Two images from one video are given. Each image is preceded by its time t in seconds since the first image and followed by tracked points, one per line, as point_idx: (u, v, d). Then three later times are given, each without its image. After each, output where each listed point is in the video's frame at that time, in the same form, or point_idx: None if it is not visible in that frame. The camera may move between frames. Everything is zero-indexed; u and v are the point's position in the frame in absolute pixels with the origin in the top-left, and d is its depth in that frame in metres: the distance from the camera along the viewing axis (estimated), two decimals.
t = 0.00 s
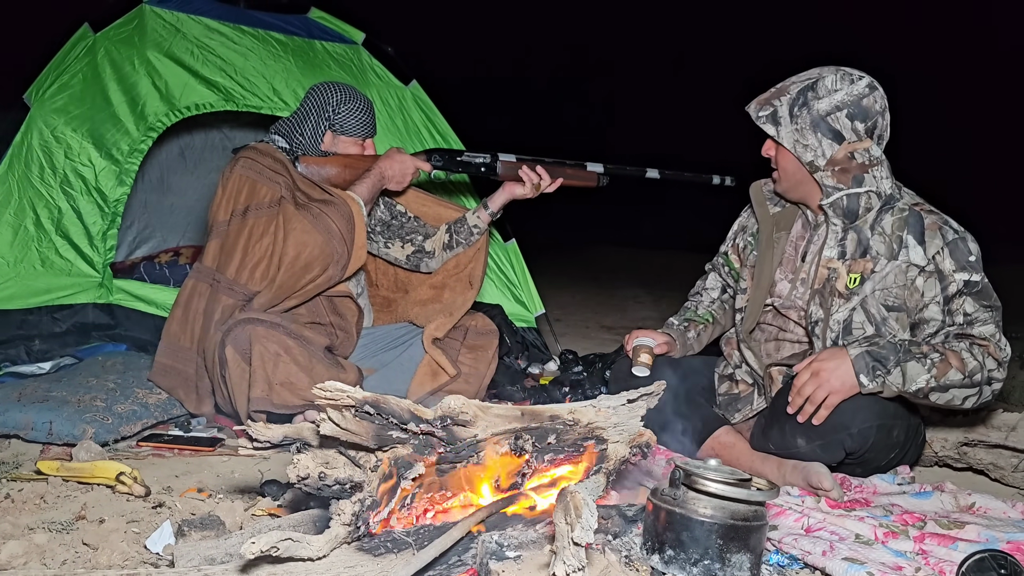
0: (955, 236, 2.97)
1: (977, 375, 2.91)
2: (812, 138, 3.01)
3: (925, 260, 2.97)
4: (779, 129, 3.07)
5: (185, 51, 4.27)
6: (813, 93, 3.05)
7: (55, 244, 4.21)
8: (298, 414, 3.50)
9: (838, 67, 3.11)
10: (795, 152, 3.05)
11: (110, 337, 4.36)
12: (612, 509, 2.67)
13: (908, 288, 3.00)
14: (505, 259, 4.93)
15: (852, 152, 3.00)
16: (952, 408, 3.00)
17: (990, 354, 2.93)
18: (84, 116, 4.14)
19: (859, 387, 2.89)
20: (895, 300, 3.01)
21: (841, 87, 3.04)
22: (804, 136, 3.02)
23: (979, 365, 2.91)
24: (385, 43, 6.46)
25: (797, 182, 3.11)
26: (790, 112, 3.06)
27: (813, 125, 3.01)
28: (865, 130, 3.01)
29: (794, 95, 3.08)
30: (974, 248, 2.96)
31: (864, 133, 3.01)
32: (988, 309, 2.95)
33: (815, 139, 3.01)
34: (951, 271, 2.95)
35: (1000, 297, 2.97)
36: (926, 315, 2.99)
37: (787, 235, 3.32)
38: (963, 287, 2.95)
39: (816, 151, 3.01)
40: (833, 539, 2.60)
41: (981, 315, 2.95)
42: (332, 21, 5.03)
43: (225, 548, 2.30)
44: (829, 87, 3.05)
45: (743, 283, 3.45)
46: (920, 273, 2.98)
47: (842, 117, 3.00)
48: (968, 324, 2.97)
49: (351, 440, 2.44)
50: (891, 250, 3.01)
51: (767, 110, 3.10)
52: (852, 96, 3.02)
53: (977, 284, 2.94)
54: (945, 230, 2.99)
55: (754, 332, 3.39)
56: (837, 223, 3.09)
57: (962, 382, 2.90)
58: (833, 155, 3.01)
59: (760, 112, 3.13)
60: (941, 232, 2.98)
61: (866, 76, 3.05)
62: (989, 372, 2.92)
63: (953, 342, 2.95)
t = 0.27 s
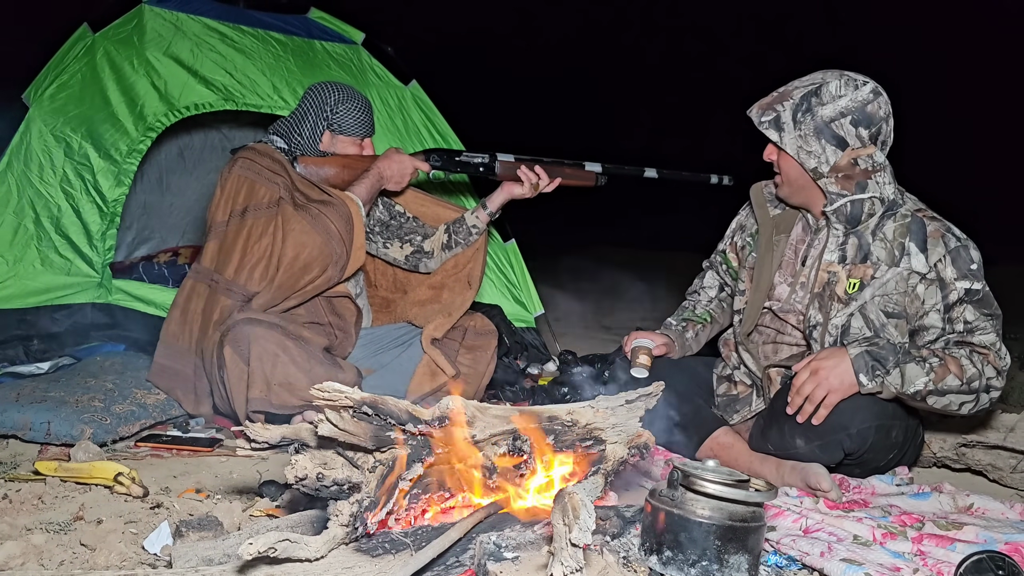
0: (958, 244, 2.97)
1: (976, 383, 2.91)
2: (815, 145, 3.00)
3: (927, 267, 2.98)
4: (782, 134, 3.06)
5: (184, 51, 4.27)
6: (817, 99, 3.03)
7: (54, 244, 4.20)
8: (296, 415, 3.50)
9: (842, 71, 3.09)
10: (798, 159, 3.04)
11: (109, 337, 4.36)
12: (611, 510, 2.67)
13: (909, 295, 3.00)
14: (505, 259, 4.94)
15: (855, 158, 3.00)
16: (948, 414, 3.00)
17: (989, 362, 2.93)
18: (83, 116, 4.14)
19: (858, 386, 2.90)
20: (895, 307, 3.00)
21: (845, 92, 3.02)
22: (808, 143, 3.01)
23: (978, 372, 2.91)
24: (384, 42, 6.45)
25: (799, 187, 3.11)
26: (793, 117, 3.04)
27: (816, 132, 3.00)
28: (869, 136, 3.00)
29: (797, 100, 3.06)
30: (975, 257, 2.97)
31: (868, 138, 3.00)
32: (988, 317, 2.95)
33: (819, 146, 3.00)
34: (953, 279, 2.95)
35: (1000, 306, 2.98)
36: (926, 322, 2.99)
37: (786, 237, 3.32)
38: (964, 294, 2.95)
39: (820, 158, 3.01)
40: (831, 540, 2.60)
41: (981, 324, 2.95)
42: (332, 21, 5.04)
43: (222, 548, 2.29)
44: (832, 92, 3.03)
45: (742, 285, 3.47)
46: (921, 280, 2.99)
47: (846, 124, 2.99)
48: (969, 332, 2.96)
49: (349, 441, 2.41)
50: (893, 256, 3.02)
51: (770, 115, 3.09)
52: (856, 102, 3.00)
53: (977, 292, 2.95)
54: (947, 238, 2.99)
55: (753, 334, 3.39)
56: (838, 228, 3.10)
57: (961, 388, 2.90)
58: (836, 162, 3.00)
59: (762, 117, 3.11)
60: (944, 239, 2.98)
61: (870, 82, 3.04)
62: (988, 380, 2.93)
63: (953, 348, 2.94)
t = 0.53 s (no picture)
0: (961, 245, 2.96)
1: (978, 384, 2.90)
2: (819, 144, 2.99)
3: (930, 268, 2.97)
4: (786, 133, 3.04)
5: (184, 50, 4.26)
6: (822, 97, 3.03)
7: (55, 243, 4.20)
8: (297, 413, 3.50)
9: (847, 70, 3.08)
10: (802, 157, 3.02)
11: (110, 335, 4.36)
12: (613, 507, 2.66)
13: (912, 296, 3.00)
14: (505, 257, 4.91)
15: (860, 158, 2.99)
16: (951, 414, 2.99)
17: (993, 363, 2.90)
18: (83, 116, 4.13)
19: (861, 386, 2.89)
20: (898, 307, 3.00)
21: (850, 91, 3.01)
22: (813, 142, 2.99)
23: (981, 373, 2.88)
24: (386, 41, 6.45)
25: (802, 186, 3.10)
26: (798, 116, 3.03)
27: (821, 130, 2.98)
28: (875, 136, 2.99)
29: (802, 98, 3.05)
30: (979, 257, 2.95)
31: (873, 138, 2.99)
32: (992, 318, 2.93)
33: (824, 145, 2.98)
34: (956, 279, 2.94)
35: (1004, 307, 2.96)
36: (928, 323, 2.99)
37: (789, 237, 3.32)
38: (967, 296, 2.94)
39: (824, 157, 2.99)
40: (834, 538, 2.60)
41: (984, 325, 2.93)
42: (333, 20, 5.04)
43: (224, 546, 2.29)
44: (838, 91, 3.02)
45: (743, 284, 3.48)
46: (924, 281, 2.98)
47: (851, 123, 2.98)
48: (972, 333, 2.94)
49: (349, 438, 2.46)
50: (896, 256, 3.01)
51: (774, 113, 3.07)
52: (862, 101, 3.00)
53: (981, 293, 2.93)
54: (950, 238, 2.97)
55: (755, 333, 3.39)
56: (840, 228, 3.09)
57: (963, 390, 2.89)
58: (841, 161, 2.98)
59: (766, 115, 3.09)
60: (948, 240, 2.97)
61: (875, 81, 3.03)
62: (991, 381, 2.91)
63: (956, 349, 2.93)
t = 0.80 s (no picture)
0: (962, 242, 2.97)
1: (979, 381, 2.91)
2: (820, 142, 2.98)
3: (931, 265, 2.97)
4: (787, 129, 3.03)
5: (185, 48, 4.23)
6: (824, 95, 3.02)
7: (55, 241, 4.20)
8: (296, 411, 3.48)
9: (849, 67, 3.07)
10: (803, 154, 3.02)
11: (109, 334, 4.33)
12: (613, 505, 2.66)
13: (912, 293, 3.00)
14: (506, 257, 4.91)
15: (860, 156, 2.99)
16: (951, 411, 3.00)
17: (993, 360, 2.93)
18: (83, 114, 4.12)
19: (862, 382, 2.88)
20: (898, 305, 3.00)
21: (853, 89, 3.00)
22: (814, 139, 2.99)
23: (981, 370, 2.91)
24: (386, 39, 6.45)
25: (802, 183, 3.10)
26: (799, 112, 3.02)
27: (822, 128, 2.98)
28: (875, 134, 2.99)
29: (804, 95, 3.04)
30: (979, 254, 2.96)
31: (873, 137, 2.99)
32: (992, 315, 2.94)
33: (825, 142, 2.98)
34: (957, 277, 2.94)
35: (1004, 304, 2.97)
36: (928, 320, 2.99)
37: (790, 235, 3.31)
38: (967, 293, 2.94)
39: (824, 154, 2.98)
40: (834, 536, 2.59)
41: (985, 322, 2.94)
42: (333, 18, 5.05)
43: (224, 544, 2.29)
44: (840, 88, 3.01)
45: (744, 282, 3.47)
46: (925, 278, 2.98)
47: (852, 121, 2.97)
48: (972, 330, 2.95)
49: (351, 438, 2.45)
50: (897, 253, 3.00)
51: (776, 109, 3.07)
52: (864, 99, 2.99)
53: (981, 290, 2.94)
54: (951, 235, 2.98)
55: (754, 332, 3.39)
56: (841, 225, 3.07)
57: (964, 386, 2.90)
58: (841, 159, 2.98)
59: (768, 112, 3.09)
60: (948, 237, 2.97)
61: (877, 79, 3.03)
62: (991, 378, 2.93)
63: (957, 346, 2.94)
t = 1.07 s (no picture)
0: (961, 238, 2.95)
1: (979, 376, 2.89)
2: (820, 137, 2.97)
3: (930, 260, 2.95)
4: (786, 126, 3.03)
5: (185, 47, 4.24)
6: (823, 90, 3.01)
7: (55, 240, 4.21)
8: (296, 410, 3.48)
9: (847, 63, 3.07)
10: (803, 150, 3.01)
11: (109, 333, 4.33)
12: (612, 504, 2.66)
13: (912, 289, 2.99)
14: (506, 255, 4.91)
15: (860, 151, 2.98)
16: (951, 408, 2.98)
17: (992, 355, 2.92)
18: (84, 112, 4.12)
19: (862, 380, 2.88)
20: (898, 301, 3.00)
21: (851, 85, 3.00)
22: (813, 135, 2.98)
23: (980, 366, 2.89)
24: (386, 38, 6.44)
25: (802, 180, 3.09)
26: (799, 108, 3.01)
27: (822, 124, 2.97)
28: (875, 129, 2.98)
29: (803, 91, 3.03)
30: (978, 250, 2.95)
31: (873, 132, 2.98)
32: (991, 310, 2.94)
33: (824, 137, 2.97)
34: (956, 272, 2.93)
35: (1003, 300, 2.96)
36: (927, 316, 2.97)
37: (789, 232, 3.31)
38: (966, 289, 2.94)
39: (824, 150, 2.98)
40: (834, 534, 2.59)
41: (984, 317, 2.93)
42: (333, 17, 5.04)
43: (222, 543, 2.29)
44: (839, 84, 3.01)
45: (743, 280, 3.47)
46: (924, 274, 2.97)
47: (852, 116, 2.97)
48: (971, 325, 2.94)
49: (349, 435, 2.48)
50: (896, 250, 2.99)
51: (775, 106, 3.06)
52: (862, 94, 2.98)
53: (979, 285, 2.93)
54: (950, 231, 2.97)
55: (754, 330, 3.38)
56: (840, 221, 3.08)
57: (964, 382, 2.88)
58: (841, 155, 2.98)
59: (767, 109, 3.08)
60: (947, 232, 2.96)
61: (875, 74, 3.02)
62: (991, 373, 2.90)
63: (956, 342, 2.93)
